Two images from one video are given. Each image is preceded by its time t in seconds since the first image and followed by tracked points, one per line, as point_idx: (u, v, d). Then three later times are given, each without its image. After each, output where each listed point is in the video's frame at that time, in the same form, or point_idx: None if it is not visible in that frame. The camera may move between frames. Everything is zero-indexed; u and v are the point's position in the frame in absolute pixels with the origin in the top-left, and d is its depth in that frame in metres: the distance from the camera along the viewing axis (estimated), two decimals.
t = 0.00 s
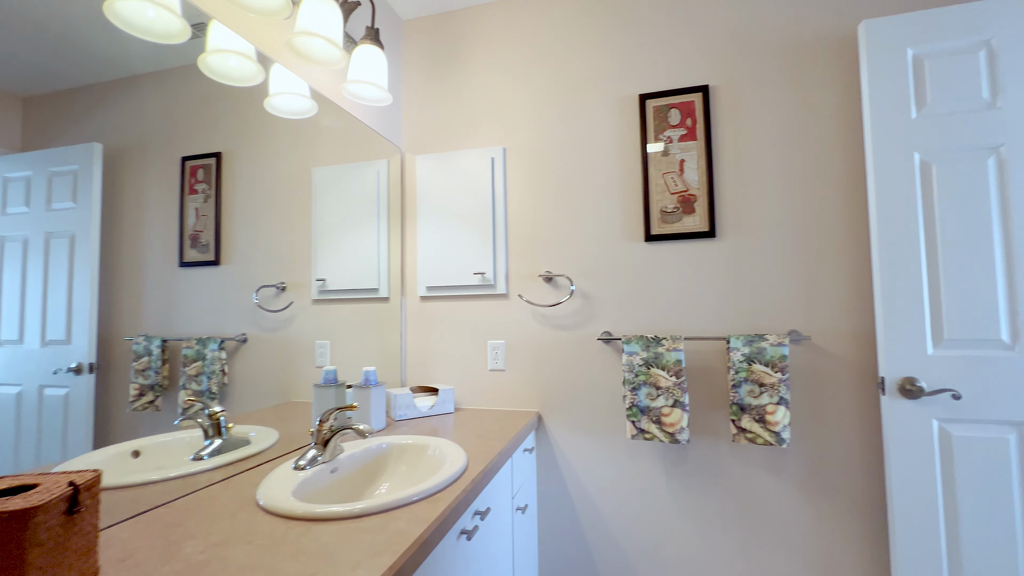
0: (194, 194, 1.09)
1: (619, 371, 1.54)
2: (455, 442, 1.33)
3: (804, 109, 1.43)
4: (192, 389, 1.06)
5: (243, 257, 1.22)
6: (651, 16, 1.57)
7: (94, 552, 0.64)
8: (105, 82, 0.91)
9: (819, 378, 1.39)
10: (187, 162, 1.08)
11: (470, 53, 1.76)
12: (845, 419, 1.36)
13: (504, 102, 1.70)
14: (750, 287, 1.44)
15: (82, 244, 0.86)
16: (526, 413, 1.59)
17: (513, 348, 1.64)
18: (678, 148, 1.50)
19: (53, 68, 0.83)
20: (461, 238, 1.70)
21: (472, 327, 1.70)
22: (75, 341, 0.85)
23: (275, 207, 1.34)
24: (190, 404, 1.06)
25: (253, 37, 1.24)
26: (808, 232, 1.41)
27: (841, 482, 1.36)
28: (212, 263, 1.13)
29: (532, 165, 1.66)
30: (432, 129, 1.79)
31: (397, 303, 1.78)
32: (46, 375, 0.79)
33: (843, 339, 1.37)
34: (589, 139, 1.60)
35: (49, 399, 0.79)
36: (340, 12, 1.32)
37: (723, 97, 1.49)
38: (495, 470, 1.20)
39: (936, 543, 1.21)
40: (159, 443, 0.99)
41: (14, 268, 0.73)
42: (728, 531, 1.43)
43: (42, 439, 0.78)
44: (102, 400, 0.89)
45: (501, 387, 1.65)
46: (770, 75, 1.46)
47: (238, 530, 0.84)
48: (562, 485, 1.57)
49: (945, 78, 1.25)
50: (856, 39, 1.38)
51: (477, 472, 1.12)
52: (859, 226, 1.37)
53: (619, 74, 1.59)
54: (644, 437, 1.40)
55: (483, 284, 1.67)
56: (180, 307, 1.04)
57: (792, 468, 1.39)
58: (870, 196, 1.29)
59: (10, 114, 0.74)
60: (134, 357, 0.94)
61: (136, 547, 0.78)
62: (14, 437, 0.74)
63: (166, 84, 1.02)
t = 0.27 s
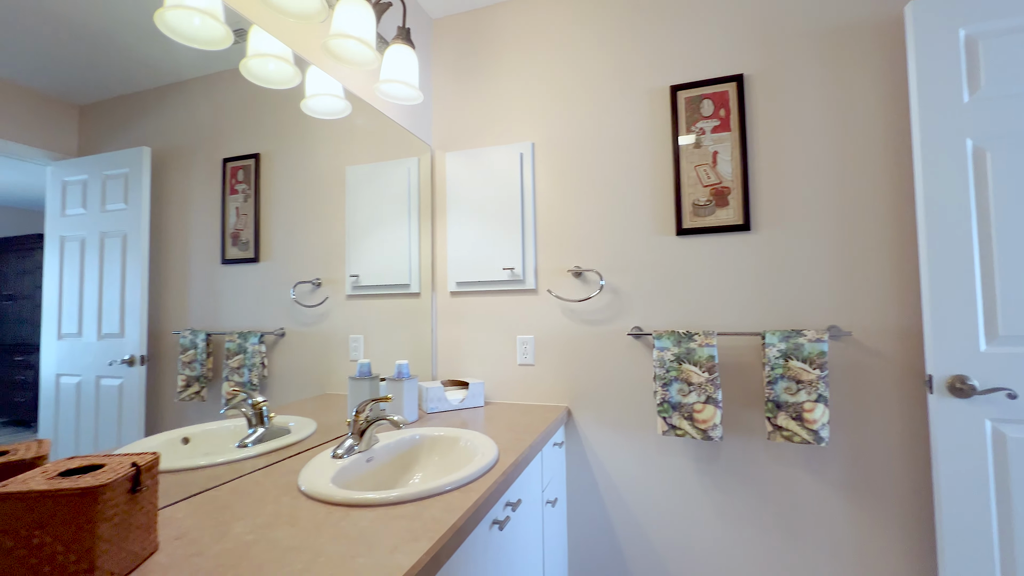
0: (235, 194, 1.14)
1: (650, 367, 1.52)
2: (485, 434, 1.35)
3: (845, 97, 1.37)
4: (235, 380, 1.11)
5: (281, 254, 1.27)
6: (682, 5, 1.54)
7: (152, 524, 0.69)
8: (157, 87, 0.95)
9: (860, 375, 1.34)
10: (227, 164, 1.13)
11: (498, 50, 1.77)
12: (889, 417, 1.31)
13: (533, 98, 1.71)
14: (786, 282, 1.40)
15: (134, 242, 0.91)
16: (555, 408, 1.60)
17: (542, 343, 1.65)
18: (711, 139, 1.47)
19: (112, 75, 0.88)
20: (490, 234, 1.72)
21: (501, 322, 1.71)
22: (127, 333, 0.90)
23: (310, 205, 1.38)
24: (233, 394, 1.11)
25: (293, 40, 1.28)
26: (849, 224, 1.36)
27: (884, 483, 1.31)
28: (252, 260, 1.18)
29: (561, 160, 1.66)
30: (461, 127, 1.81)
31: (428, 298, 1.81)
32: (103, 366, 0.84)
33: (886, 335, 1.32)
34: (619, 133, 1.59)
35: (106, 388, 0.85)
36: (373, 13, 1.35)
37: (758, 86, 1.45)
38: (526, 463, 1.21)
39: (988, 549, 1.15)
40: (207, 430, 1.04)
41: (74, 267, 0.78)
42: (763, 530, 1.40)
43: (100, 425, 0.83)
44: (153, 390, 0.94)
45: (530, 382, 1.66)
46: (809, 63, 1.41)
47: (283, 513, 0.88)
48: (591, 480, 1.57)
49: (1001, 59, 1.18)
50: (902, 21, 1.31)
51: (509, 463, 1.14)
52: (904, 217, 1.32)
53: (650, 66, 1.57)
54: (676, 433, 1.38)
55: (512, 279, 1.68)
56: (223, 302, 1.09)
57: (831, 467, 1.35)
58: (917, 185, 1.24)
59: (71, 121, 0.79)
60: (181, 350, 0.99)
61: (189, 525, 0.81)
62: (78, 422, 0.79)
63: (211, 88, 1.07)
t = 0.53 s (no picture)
0: (271, 193, 1.18)
1: (679, 363, 1.50)
2: (514, 427, 1.36)
3: (887, 81, 1.32)
4: (272, 372, 1.15)
5: (315, 250, 1.32)
6: None
7: (200, 507, 0.71)
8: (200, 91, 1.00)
9: (904, 373, 1.28)
10: (263, 164, 1.17)
11: (525, 45, 1.77)
12: (936, 416, 1.26)
13: (559, 92, 1.70)
14: (824, 276, 1.36)
15: (178, 241, 0.96)
16: (583, 403, 1.60)
17: (570, 338, 1.65)
18: (744, 130, 1.43)
19: (160, 81, 0.92)
20: (517, 230, 1.73)
21: (528, 317, 1.72)
22: (172, 328, 0.94)
23: (342, 203, 1.42)
24: (271, 385, 1.15)
25: (326, 41, 1.31)
26: (892, 215, 1.30)
27: (928, 485, 1.26)
28: (288, 257, 1.22)
29: (588, 154, 1.65)
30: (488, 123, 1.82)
31: (455, 294, 1.84)
32: (150, 358, 0.89)
33: (932, 331, 1.26)
34: (648, 125, 1.57)
35: (153, 379, 0.90)
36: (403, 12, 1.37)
37: (794, 73, 1.41)
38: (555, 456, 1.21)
39: None
40: (247, 420, 1.09)
41: (124, 264, 0.84)
42: (798, 530, 1.37)
43: (148, 414, 0.88)
44: (196, 381, 0.99)
45: (558, 376, 1.66)
46: (848, 47, 1.35)
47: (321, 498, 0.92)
48: (620, 476, 1.57)
49: None
50: None
51: (540, 451, 1.14)
52: (953, 207, 1.25)
53: (680, 56, 1.54)
54: (706, 430, 1.36)
55: (540, 274, 1.68)
56: (261, 297, 1.14)
57: (873, 467, 1.30)
58: (966, 173, 1.18)
59: (119, 124, 0.84)
60: (221, 344, 1.04)
61: (233, 510, 0.82)
62: (128, 409, 0.84)
63: (250, 91, 1.12)
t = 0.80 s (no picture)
0: (300, 191, 1.22)
1: (708, 359, 1.47)
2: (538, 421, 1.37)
3: (931, 65, 1.25)
4: (304, 365, 1.18)
5: (343, 246, 1.35)
6: None
7: (236, 494, 0.73)
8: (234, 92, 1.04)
9: (948, 370, 1.22)
10: (294, 163, 1.20)
11: (549, 39, 1.75)
12: (984, 416, 1.19)
13: (584, 85, 1.69)
14: (861, 270, 1.30)
15: (213, 239, 1.00)
16: (608, 398, 1.59)
17: (595, 333, 1.64)
18: (776, 120, 1.39)
19: (198, 83, 0.96)
20: (541, 225, 1.72)
21: (553, 312, 1.72)
22: (209, 322, 0.98)
23: (370, 200, 1.45)
24: (302, 378, 1.18)
25: (353, 40, 1.33)
26: (936, 205, 1.24)
27: (974, 488, 1.20)
28: (317, 253, 1.25)
29: (613, 147, 1.63)
30: (512, 118, 1.82)
31: (480, 289, 1.85)
32: (189, 351, 0.93)
33: (979, 327, 1.20)
34: (675, 116, 1.54)
35: (192, 371, 0.93)
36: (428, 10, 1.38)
37: (830, 59, 1.35)
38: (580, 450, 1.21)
39: None
40: (280, 411, 1.13)
41: (163, 260, 0.87)
42: (832, 532, 1.32)
43: (188, 404, 0.92)
44: (232, 373, 1.03)
45: (582, 372, 1.65)
46: (889, 30, 1.29)
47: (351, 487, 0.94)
48: (646, 473, 1.55)
49: None
50: None
51: (565, 445, 1.14)
52: (1003, 195, 1.18)
53: (709, 44, 1.50)
54: (736, 428, 1.33)
55: (564, 269, 1.68)
56: (292, 292, 1.17)
57: (914, 469, 1.25)
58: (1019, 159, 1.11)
59: (159, 125, 0.87)
60: (255, 338, 1.07)
61: (267, 496, 0.84)
62: (170, 399, 0.88)
63: (281, 91, 1.15)
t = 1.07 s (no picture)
0: (326, 189, 1.24)
1: (734, 356, 1.44)
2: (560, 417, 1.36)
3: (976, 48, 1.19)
4: (330, 360, 1.22)
5: (368, 243, 1.37)
6: None
7: (266, 484, 0.75)
8: (263, 95, 1.07)
9: (992, 369, 1.16)
10: (319, 162, 1.23)
11: (571, 32, 1.74)
12: None
13: (607, 77, 1.66)
14: (898, 264, 1.25)
15: (244, 237, 1.03)
16: (631, 395, 1.57)
17: (618, 330, 1.62)
18: (806, 110, 1.34)
19: (228, 86, 0.99)
20: (563, 220, 1.72)
21: (575, 308, 1.71)
22: (241, 317, 1.02)
23: (393, 197, 1.47)
24: (328, 372, 1.22)
25: (377, 40, 1.34)
26: (980, 196, 1.18)
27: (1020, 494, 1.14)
28: (342, 250, 1.28)
29: (637, 141, 1.60)
30: (534, 113, 1.81)
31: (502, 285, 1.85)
32: (221, 345, 0.96)
33: None
34: (701, 108, 1.50)
35: (224, 365, 0.97)
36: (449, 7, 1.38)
37: (865, 45, 1.30)
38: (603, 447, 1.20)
39: None
40: (307, 405, 1.16)
41: (197, 258, 0.90)
42: (865, 536, 1.28)
43: (220, 396, 0.96)
44: (262, 367, 1.06)
45: (605, 369, 1.64)
46: (930, 12, 1.23)
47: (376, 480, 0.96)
48: (670, 471, 1.53)
49: None
50: None
51: (588, 442, 1.14)
52: None
53: (736, 34, 1.46)
54: (763, 427, 1.30)
55: (587, 265, 1.66)
56: (319, 289, 1.20)
57: (954, 472, 1.20)
58: None
59: (192, 127, 0.90)
60: (283, 333, 1.11)
61: (296, 487, 0.86)
62: (204, 391, 0.91)
63: (307, 92, 1.17)
